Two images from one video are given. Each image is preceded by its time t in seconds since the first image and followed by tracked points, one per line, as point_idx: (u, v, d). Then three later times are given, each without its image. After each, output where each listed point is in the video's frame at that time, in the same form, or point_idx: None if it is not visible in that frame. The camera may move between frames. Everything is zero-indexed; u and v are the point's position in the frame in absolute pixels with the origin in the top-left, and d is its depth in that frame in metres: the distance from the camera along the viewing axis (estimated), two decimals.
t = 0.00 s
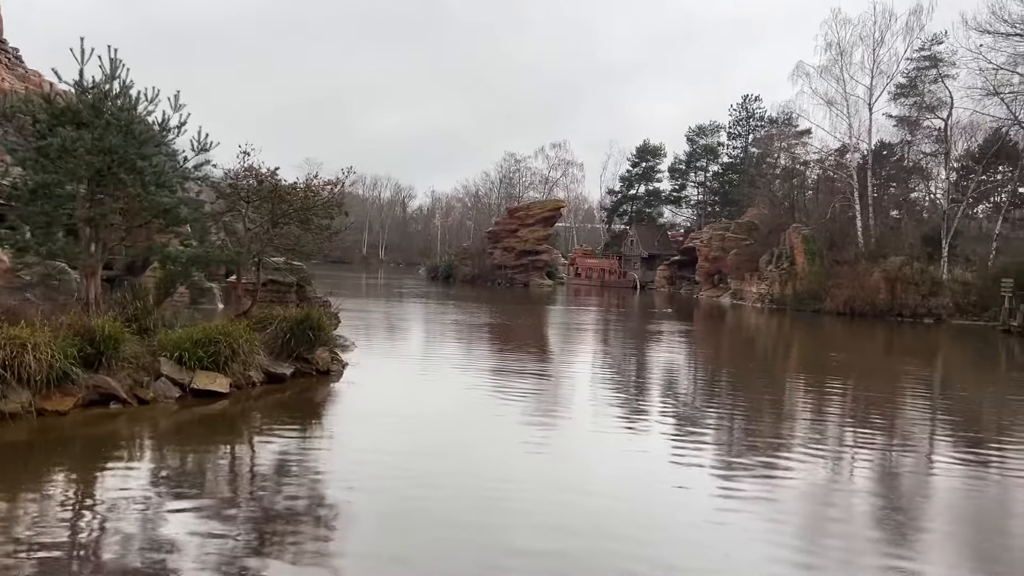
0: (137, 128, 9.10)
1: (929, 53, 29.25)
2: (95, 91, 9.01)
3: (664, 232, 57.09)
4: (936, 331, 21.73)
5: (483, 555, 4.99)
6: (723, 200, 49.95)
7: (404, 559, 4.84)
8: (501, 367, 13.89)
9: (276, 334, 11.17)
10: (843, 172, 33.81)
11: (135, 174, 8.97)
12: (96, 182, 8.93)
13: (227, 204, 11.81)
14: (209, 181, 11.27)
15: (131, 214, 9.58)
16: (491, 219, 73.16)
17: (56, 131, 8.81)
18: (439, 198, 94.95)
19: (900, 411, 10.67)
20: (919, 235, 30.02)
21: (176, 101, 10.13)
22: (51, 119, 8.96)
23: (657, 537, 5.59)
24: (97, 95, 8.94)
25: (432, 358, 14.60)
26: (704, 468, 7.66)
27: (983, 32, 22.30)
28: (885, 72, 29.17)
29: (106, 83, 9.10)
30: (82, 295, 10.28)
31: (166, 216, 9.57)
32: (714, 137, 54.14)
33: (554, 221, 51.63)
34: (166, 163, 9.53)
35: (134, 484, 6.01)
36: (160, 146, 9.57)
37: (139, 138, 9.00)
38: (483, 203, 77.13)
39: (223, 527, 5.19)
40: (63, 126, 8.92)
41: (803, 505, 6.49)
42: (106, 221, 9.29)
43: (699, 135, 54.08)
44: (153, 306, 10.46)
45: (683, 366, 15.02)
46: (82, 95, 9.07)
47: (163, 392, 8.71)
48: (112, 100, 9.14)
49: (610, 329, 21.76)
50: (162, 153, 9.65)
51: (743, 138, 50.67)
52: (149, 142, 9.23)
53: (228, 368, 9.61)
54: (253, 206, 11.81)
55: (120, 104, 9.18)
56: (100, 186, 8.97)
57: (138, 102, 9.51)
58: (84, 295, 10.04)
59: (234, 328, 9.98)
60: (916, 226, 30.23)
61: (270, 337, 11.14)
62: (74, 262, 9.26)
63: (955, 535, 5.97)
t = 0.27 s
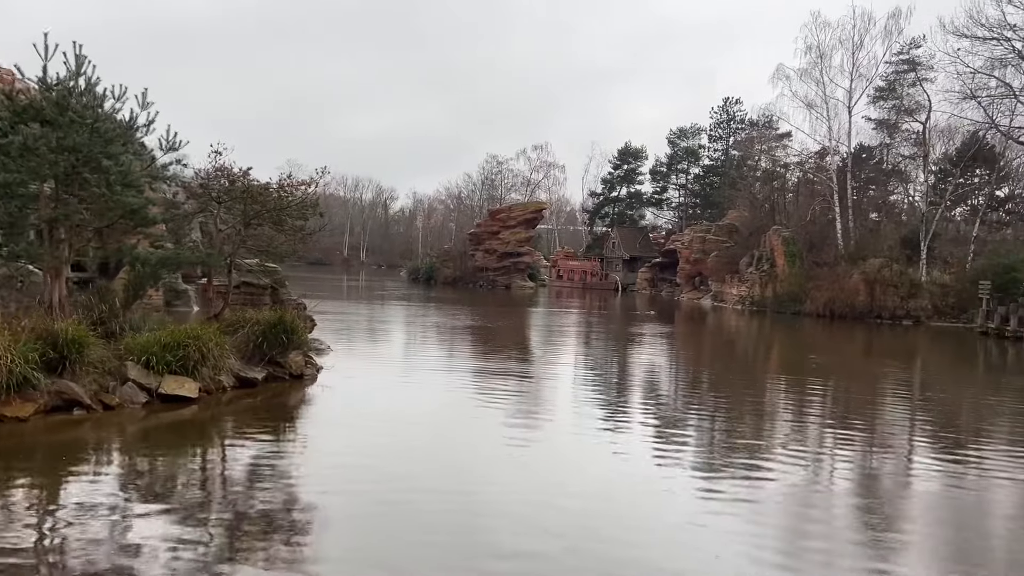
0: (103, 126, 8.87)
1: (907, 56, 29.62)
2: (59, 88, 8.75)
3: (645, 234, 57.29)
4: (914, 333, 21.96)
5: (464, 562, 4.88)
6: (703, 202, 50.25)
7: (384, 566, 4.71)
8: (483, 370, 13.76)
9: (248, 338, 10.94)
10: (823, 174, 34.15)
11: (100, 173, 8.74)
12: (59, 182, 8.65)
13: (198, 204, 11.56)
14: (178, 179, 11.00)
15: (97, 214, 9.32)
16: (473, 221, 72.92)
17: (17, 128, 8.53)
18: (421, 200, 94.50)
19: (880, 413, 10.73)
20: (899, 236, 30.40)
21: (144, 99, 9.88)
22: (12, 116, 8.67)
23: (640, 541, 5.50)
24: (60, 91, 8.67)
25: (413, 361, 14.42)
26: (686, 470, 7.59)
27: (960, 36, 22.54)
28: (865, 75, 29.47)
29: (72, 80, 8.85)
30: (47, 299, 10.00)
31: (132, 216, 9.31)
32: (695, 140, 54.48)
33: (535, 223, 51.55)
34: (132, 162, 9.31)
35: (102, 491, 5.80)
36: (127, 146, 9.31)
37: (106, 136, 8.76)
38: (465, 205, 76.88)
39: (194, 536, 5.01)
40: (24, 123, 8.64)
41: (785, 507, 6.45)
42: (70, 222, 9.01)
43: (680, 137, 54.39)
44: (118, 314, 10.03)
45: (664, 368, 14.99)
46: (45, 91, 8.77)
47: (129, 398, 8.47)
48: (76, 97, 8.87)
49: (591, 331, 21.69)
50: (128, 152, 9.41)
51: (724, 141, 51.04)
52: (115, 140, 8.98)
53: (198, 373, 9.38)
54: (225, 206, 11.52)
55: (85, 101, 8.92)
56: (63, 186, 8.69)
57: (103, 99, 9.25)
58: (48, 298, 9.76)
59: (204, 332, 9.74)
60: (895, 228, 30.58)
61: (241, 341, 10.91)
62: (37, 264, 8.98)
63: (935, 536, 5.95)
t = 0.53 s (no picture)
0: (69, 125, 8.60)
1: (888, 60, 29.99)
2: (22, 84, 8.49)
3: (628, 237, 57.48)
4: (894, 336, 22.20)
5: (445, 570, 4.78)
6: (686, 205, 50.53)
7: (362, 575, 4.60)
8: (467, 373, 13.66)
9: (220, 342, 10.71)
10: (804, 177, 34.48)
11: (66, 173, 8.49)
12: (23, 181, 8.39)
13: (170, 205, 11.32)
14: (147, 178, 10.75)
15: (63, 215, 9.08)
16: (456, 223, 72.69)
17: None
18: (403, 202, 94.03)
19: (862, 415, 10.80)
20: (880, 239, 30.75)
21: (112, 97, 9.65)
22: None
23: (622, 546, 5.43)
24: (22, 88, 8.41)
25: (395, 365, 14.26)
26: (668, 472, 7.54)
27: (941, 40, 22.91)
28: (846, 78, 29.78)
29: (37, 76, 8.60)
30: (11, 301, 9.73)
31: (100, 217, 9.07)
32: (678, 142, 54.79)
33: (518, 226, 51.47)
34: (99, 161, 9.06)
35: (69, 499, 5.61)
36: (93, 145, 9.10)
37: (72, 135, 8.54)
38: (448, 206, 76.61)
39: (165, 546, 4.85)
40: None
41: (767, 509, 6.42)
42: (35, 222, 8.74)
43: (662, 140, 54.69)
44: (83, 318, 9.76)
45: (647, 371, 14.96)
46: (9, 88, 8.49)
47: (96, 404, 8.23)
48: (41, 93, 8.59)
49: (575, 334, 21.66)
50: (94, 151, 9.17)
51: (706, 143, 51.38)
52: (81, 140, 8.73)
53: (168, 378, 9.14)
54: (196, 207, 11.22)
55: (51, 99, 8.67)
56: (27, 186, 8.44)
57: (68, 96, 9.00)
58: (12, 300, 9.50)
59: (174, 335, 9.51)
60: (876, 230, 30.93)
61: (213, 344, 10.68)
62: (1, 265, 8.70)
63: (915, 537, 5.96)
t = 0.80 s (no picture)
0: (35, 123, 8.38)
1: (870, 64, 30.30)
2: None
3: (613, 239, 57.61)
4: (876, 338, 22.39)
5: None
6: (670, 208, 50.74)
7: None
8: (451, 376, 13.55)
9: (194, 345, 10.49)
10: (788, 179, 34.75)
11: (32, 172, 8.25)
12: None
13: (145, 205, 11.22)
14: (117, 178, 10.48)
15: (29, 215, 8.83)
16: (440, 225, 72.45)
17: None
18: (388, 204, 93.60)
19: (846, 417, 10.83)
20: (862, 241, 31.02)
21: (82, 94, 9.40)
22: None
23: (606, 549, 5.37)
24: None
25: (379, 368, 14.10)
26: (653, 475, 7.49)
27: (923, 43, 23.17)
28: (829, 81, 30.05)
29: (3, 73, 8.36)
30: None
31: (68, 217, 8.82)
32: (662, 145, 55.03)
33: (503, 228, 51.38)
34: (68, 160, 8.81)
35: (37, 507, 5.44)
36: (61, 144, 8.86)
37: (39, 133, 8.35)
38: (432, 208, 76.32)
39: (134, 555, 4.69)
40: None
41: (751, 512, 6.37)
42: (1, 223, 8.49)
43: (647, 143, 54.90)
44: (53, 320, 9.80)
45: (632, 373, 14.93)
46: None
47: (62, 409, 8.01)
48: (7, 90, 8.33)
49: (560, 337, 21.60)
50: (63, 149, 8.93)
51: (690, 146, 51.66)
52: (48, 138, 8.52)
53: (139, 383, 8.93)
54: (170, 207, 11.06)
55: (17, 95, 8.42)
56: None
57: (36, 92, 8.75)
58: None
59: (146, 339, 9.28)
60: (859, 233, 31.22)
61: (186, 348, 10.46)
62: None
63: (899, 540, 5.93)
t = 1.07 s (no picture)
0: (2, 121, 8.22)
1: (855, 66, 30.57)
2: None
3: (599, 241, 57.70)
4: (861, 340, 22.55)
5: None
6: (657, 210, 50.92)
7: None
8: (437, 378, 13.44)
9: (170, 349, 10.29)
10: (774, 181, 34.97)
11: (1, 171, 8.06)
12: None
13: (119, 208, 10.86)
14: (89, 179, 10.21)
15: None
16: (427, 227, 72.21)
17: None
18: (374, 205, 93.17)
19: (831, 419, 10.87)
20: (847, 243, 31.26)
21: (54, 91, 9.19)
22: None
23: (590, 551, 5.31)
24: None
25: (365, 370, 13.96)
26: (639, 476, 7.46)
27: (908, 46, 23.39)
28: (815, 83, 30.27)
29: None
30: None
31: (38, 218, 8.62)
32: (648, 147, 55.23)
33: (489, 229, 51.28)
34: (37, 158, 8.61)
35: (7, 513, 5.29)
36: (30, 142, 8.65)
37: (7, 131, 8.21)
38: (418, 210, 76.05)
39: (109, 560, 4.57)
40: None
41: (738, 514, 6.33)
42: None
43: (633, 144, 55.07)
44: (25, 324, 9.71)
45: (619, 375, 14.90)
46: None
47: (31, 415, 7.82)
48: None
49: (546, 338, 21.55)
50: (32, 148, 8.70)
51: (677, 148, 51.90)
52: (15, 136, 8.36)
53: (112, 388, 8.73)
54: (146, 207, 10.85)
55: None
56: None
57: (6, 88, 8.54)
58: None
59: (120, 342, 9.07)
60: (844, 235, 31.46)
61: (162, 351, 10.26)
62: None
63: (885, 541, 5.91)
